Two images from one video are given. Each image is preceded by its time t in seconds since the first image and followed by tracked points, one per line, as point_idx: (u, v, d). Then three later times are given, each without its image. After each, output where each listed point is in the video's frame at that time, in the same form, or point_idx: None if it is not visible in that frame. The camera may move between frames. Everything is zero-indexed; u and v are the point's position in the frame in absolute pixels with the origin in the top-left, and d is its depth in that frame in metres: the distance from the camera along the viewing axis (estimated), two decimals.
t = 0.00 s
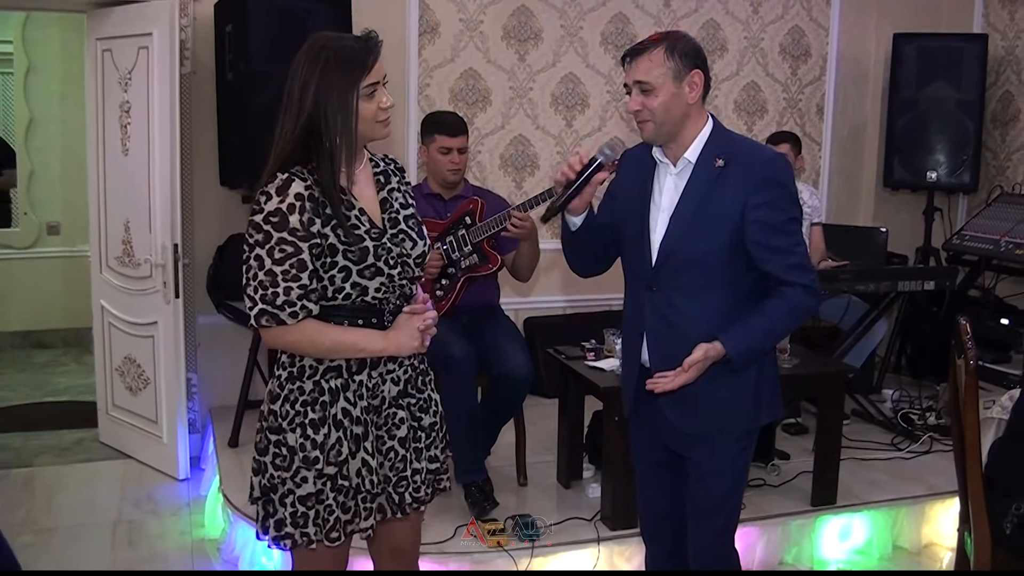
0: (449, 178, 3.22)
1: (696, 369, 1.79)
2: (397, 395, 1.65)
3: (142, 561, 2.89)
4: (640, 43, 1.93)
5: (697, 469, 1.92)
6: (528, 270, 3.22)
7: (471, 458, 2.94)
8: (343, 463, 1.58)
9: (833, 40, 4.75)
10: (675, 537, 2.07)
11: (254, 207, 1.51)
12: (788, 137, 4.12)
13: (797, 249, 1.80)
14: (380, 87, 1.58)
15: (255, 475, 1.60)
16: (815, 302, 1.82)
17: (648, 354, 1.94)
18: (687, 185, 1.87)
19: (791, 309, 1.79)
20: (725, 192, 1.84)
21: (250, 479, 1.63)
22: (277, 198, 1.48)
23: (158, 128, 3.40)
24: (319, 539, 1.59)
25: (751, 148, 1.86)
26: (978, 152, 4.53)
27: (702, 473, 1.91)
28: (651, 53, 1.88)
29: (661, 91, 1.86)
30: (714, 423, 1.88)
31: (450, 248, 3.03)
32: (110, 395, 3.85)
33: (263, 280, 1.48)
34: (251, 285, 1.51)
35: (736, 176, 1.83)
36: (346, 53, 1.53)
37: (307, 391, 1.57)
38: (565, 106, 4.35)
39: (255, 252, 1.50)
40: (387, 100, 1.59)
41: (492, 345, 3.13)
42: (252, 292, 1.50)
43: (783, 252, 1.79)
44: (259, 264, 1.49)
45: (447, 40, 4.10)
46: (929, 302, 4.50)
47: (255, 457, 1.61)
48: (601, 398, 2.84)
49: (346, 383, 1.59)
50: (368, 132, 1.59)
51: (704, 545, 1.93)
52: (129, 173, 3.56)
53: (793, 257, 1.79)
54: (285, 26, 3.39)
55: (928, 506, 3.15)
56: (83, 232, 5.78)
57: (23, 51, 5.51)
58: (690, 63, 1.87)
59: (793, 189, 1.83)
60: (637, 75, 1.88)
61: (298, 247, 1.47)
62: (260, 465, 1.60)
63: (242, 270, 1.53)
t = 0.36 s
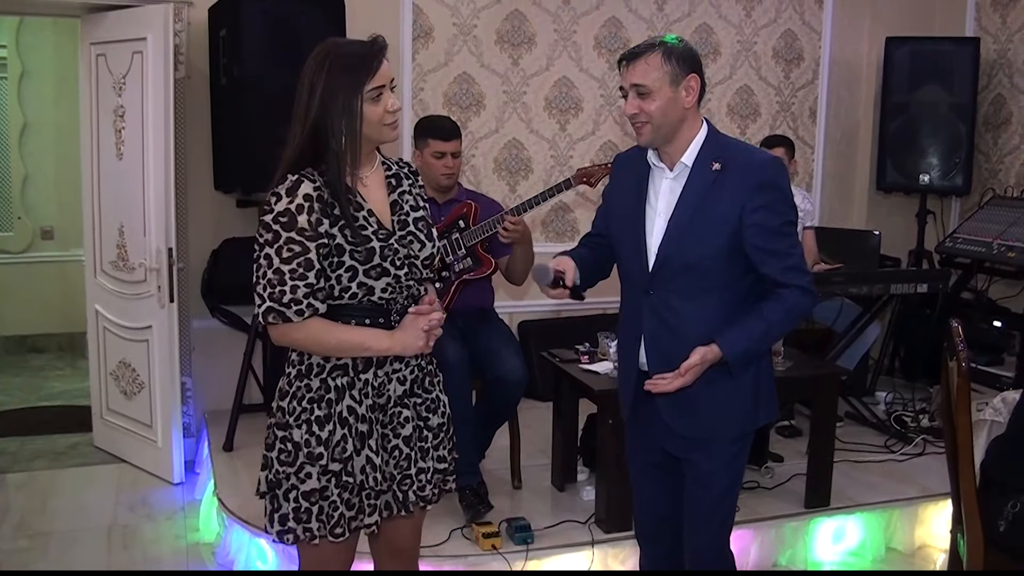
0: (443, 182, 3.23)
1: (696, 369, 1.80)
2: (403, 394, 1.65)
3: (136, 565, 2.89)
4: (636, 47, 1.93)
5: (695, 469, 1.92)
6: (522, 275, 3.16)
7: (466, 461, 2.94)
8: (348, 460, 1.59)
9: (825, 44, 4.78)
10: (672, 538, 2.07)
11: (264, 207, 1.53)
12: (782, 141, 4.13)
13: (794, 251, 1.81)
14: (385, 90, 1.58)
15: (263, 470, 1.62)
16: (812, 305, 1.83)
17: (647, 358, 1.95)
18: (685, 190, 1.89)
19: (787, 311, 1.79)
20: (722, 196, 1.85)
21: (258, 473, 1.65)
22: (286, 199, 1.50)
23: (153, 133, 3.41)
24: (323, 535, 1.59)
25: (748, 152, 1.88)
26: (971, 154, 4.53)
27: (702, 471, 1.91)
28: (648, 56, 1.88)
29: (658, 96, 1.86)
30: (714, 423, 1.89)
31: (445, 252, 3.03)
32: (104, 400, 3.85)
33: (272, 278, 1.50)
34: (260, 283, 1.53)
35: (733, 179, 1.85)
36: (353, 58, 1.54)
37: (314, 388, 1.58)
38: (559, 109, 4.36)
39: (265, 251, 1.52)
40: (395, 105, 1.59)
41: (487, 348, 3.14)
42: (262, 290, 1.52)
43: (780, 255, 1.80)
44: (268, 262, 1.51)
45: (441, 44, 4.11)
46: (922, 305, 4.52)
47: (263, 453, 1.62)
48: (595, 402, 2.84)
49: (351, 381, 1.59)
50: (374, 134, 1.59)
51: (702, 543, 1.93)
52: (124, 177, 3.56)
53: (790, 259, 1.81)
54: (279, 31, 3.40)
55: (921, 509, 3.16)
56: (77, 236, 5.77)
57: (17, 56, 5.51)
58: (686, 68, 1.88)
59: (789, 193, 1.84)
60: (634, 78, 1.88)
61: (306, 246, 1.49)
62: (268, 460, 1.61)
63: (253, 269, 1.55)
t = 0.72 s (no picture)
0: (438, 182, 3.23)
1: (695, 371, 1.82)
2: (407, 394, 1.66)
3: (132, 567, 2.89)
4: (632, 49, 1.93)
5: (692, 468, 1.93)
6: (519, 272, 3.05)
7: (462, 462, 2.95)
8: (352, 458, 1.59)
9: (819, 46, 4.79)
10: (669, 537, 2.08)
11: (271, 207, 1.54)
12: (776, 142, 4.14)
13: (790, 252, 1.82)
14: (393, 93, 1.59)
15: (268, 467, 1.62)
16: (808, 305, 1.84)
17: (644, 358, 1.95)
18: (681, 191, 1.89)
19: (784, 312, 1.80)
20: (719, 196, 1.85)
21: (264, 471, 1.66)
22: (293, 199, 1.50)
23: (148, 135, 3.41)
24: (326, 532, 1.60)
25: (746, 153, 1.88)
26: (965, 156, 4.56)
27: (701, 470, 1.91)
28: (644, 59, 1.88)
29: (654, 98, 1.87)
30: (713, 423, 1.89)
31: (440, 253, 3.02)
32: (100, 402, 3.85)
33: (278, 277, 1.51)
34: (268, 282, 1.53)
35: (729, 180, 1.85)
36: (362, 62, 1.55)
37: (319, 387, 1.59)
38: (554, 111, 4.37)
39: (272, 251, 1.52)
40: (401, 108, 1.60)
41: (482, 350, 3.14)
42: (268, 289, 1.53)
43: (775, 255, 1.81)
44: (275, 262, 1.52)
45: (436, 46, 4.12)
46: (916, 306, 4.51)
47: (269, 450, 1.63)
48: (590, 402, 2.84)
49: (356, 380, 1.60)
50: (381, 137, 1.59)
51: (699, 542, 1.93)
52: (119, 179, 3.56)
53: (787, 260, 1.82)
54: (275, 33, 3.40)
55: (916, 508, 3.17)
56: (72, 238, 5.77)
57: (12, 58, 5.50)
58: (683, 72, 1.89)
59: (785, 194, 1.85)
60: (631, 79, 1.88)
61: (312, 246, 1.50)
62: (273, 457, 1.62)
63: (261, 268, 1.56)
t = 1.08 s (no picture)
0: (434, 183, 3.23)
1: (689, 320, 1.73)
2: (411, 396, 1.66)
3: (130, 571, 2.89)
4: (629, 52, 1.94)
5: (692, 469, 1.93)
6: (518, 274, 3.02)
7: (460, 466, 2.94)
8: (357, 460, 1.60)
9: (815, 48, 4.81)
10: (668, 538, 2.08)
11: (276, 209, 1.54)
12: (772, 144, 4.16)
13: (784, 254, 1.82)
14: (396, 97, 1.59)
15: (272, 470, 1.62)
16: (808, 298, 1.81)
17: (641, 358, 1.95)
18: (678, 190, 1.89)
19: (786, 296, 1.77)
20: (716, 196, 1.86)
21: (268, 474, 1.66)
22: (298, 202, 1.51)
23: (145, 139, 3.41)
24: (331, 534, 1.59)
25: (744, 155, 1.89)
26: (961, 155, 4.55)
27: (702, 471, 1.92)
28: (640, 62, 1.89)
29: (649, 102, 1.87)
30: (714, 423, 1.90)
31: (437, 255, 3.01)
32: (98, 406, 3.85)
33: (284, 279, 1.51)
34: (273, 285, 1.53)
35: (726, 180, 1.86)
36: (367, 66, 1.56)
37: (324, 389, 1.59)
38: (551, 114, 4.38)
39: (277, 253, 1.52)
40: (404, 111, 1.60)
41: (480, 352, 3.14)
42: (273, 291, 1.53)
43: (773, 250, 1.80)
44: (280, 265, 1.52)
45: (433, 49, 4.13)
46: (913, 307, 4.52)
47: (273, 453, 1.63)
48: (588, 404, 2.85)
49: (361, 382, 1.60)
50: (383, 140, 1.60)
51: (700, 543, 1.94)
52: (117, 183, 3.56)
53: (789, 255, 1.80)
54: (272, 36, 3.41)
55: (913, 509, 3.18)
56: (70, 242, 5.77)
57: (9, 63, 5.50)
58: (679, 75, 1.89)
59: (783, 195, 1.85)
60: (626, 83, 1.89)
61: (317, 248, 1.50)
62: (277, 460, 1.62)
63: (266, 271, 1.56)
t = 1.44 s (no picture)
0: (429, 183, 3.23)
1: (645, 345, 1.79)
2: (407, 395, 1.66)
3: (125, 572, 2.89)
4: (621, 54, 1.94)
5: (688, 468, 1.93)
6: (513, 274, 3.14)
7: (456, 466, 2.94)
8: (354, 460, 1.60)
9: (810, 48, 4.82)
10: (665, 537, 2.08)
11: (271, 209, 1.54)
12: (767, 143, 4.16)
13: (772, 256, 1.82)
14: (391, 96, 1.59)
15: (268, 471, 1.62)
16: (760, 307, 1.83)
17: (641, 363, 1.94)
18: (671, 190, 1.89)
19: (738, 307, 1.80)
20: (707, 196, 1.86)
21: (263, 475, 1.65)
22: (294, 201, 1.51)
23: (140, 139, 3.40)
24: (328, 535, 1.59)
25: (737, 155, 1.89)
26: (955, 156, 4.56)
27: (698, 471, 1.92)
28: (632, 65, 1.89)
29: (640, 104, 1.87)
30: (711, 423, 1.90)
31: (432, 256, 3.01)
32: (92, 406, 3.84)
33: (281, 279, 1.51)
34: (269, 284, 1.53)
35: (717, 181, 1.86)
36: (359, 64, 1.56)
37: (320, 390, 1.59)
38: (546, 113, 4.38)
39: (273, 253, 1.52)
40: (399, 111, 1.60)
41: (475, 352, 3.14)
42: (270, 291, 1.53)
43: (745, 255, 1.82)
44: (276, 264, 1.51)
45: (428, 48, 4.12)
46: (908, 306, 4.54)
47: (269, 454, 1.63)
48: (584, 403, 2.85)
49: (357, 383, 1.60)
50: (378, 139, 1.59)
51: (696, 542, 1.94)
52: (111, 183, 3.55)
53: (754, 264, 1.82)
54: (266, 35, 3.40)
55: (908, 507, 3.18)
56: (64, 242, 5.76)
57: (3, 62, 5.49)
58: (670, 76, 1.89)
59: (770, 194, 1.85)
60: (618, 86, 1.89)
61: (314, 247, 1.50)
62: (273, 461, 1.62)
63: (261, 270, 1.55)
